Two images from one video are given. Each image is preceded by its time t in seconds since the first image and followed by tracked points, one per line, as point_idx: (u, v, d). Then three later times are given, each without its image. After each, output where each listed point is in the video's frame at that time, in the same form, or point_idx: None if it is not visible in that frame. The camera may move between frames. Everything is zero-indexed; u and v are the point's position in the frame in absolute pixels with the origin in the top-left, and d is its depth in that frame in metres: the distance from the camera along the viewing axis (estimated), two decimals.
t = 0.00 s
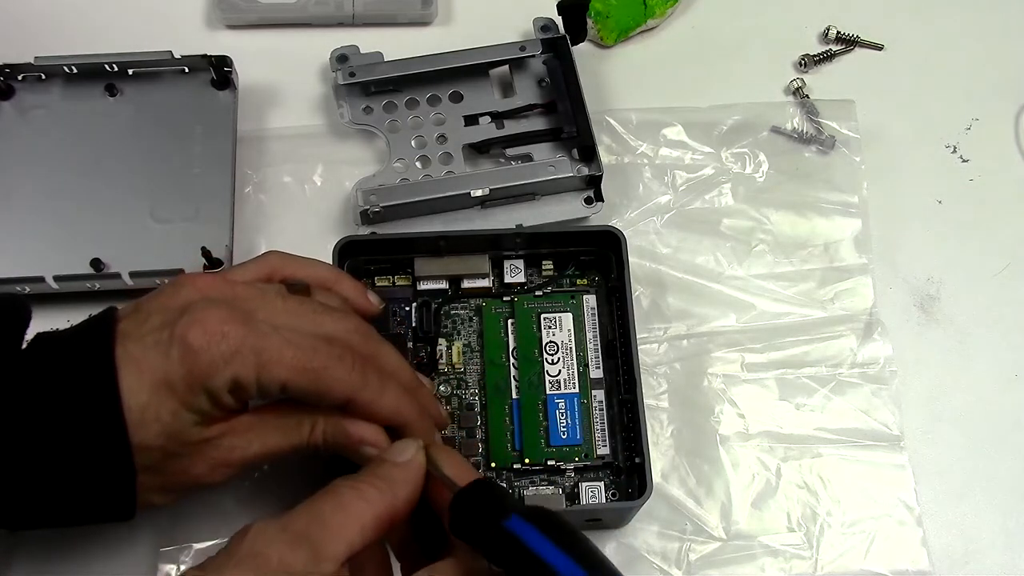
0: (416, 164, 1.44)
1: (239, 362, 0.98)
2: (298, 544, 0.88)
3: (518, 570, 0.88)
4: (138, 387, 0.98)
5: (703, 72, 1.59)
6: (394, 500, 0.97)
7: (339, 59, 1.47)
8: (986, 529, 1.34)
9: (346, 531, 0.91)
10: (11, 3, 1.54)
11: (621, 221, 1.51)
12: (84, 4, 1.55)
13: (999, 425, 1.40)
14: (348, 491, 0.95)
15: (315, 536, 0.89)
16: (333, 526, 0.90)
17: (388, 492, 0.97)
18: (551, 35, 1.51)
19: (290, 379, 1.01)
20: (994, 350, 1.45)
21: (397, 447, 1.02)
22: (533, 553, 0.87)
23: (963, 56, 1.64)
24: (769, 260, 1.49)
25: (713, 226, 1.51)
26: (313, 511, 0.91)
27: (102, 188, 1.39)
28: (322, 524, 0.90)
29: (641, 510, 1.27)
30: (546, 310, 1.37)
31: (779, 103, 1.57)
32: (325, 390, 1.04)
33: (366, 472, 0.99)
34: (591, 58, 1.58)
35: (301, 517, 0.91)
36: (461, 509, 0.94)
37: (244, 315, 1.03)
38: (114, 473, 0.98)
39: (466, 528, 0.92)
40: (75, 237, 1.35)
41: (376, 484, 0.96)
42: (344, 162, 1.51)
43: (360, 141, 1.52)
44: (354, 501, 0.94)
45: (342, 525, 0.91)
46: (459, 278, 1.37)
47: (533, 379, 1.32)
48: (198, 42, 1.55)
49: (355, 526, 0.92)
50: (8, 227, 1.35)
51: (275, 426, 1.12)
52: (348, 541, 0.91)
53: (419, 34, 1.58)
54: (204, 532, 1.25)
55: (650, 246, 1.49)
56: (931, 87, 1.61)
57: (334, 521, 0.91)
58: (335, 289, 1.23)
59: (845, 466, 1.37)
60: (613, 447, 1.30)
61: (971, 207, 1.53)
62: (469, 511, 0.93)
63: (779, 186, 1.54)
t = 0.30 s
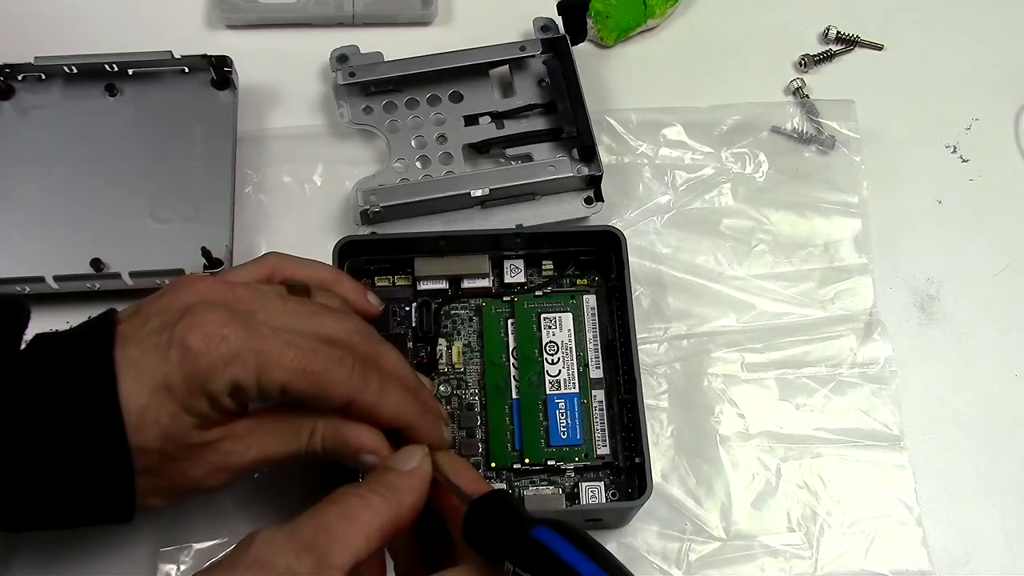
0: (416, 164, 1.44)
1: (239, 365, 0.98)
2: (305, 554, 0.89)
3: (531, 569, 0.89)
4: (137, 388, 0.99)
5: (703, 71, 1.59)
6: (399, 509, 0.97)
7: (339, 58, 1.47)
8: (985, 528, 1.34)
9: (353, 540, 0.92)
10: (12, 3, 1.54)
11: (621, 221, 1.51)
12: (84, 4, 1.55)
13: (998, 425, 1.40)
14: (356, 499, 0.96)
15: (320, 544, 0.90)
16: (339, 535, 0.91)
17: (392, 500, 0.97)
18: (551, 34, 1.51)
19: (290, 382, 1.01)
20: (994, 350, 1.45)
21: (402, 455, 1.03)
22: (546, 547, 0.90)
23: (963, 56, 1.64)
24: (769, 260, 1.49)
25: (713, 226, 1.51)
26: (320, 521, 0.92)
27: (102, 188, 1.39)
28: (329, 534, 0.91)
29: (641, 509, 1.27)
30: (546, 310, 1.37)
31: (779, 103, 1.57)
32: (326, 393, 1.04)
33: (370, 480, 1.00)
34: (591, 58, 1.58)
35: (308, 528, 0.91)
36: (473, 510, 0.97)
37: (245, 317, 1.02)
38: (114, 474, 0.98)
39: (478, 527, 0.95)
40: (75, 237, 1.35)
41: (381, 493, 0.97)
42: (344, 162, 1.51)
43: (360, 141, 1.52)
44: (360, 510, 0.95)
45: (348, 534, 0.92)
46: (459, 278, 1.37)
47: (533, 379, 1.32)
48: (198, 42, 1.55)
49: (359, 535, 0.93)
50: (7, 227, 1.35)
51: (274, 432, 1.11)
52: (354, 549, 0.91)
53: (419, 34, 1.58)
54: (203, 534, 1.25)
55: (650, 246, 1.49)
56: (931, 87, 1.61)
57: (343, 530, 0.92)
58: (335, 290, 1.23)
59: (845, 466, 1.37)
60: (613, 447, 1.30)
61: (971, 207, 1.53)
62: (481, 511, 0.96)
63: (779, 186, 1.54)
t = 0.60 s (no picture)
0: (416, 164, 1.44)
1: (239, 363, 0.98)
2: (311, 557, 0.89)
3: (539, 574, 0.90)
4: (137, 388, 0.98)
5: (703, 71, 1.59)
6: (402, 512, 0.98)
7: (339, 58, 1.47)
8: (985, 528, 1.35)
9: (360, 543, 0.93)
10: (11, 3, 1.54)
11: (621, 221, 1.51)
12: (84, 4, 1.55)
13: (998, 424, 1.40)
14: (360, 502, 0.97)
15: (327, 548, 0.91)
16: (346, 539, 0.92)
17: (398, 505, 0.98)
18: (551, 35, 1.51)
19: (291, 375, 1.01)
20: (994, 349, 1.45)
21: (407, 458, 1.04)
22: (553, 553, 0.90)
23: (963, 56, 1.64)
24: (769, 260, 1.49)
25: (713, 226, 1.51)
26: (327, 526, 0.93)
27: (102, 188, 1.39)
28: (336, 538, 0.92)
29: (641, 509, 1.27)
30: (546, 310, 1.36)
31: (779, 103, 1.57)
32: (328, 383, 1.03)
33: (375, 483, 1.01)
34: (591, 58, 1.58)
35: (315, 531, 0.92)
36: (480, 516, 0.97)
37: (243, 315, 1.01)
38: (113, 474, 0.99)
39: (486, 534, 0.96)
40: (75, 237, 1.35)
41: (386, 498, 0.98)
42: (344, 162, 1.51)
43: (360, 141, 1.52)
44: (366, 514, 0.95)
45: (354, 539, 0.92)
46: (459, 278, 1.37)
47: (533, 379, 1.32)
48: (198, 42, 1.55)
49: (364, 539, 0.93)
50: (7, 227, 1.35)
51: (274, 433, 1.11)
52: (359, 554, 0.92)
53: (419, 34, 1.58)
54: (203, 533, 1.25)
55: (650, 246, 1.49)
56: (931, 87, 1.61)
57: (349, 535, 0.93)
58: (335, 289, 1.23)
59: (845, 466, 1.37)
60: (613, 447, 1.30)
61: (971, 207, 1.53)
62: (486, 517, 0.96)
63: (779, 186, 1.54)
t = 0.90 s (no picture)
0: (416, 164, 1.44)
1: (234, 369, 1.00)
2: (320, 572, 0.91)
3: None
4: (130, 397, 0.99)
5: (703, 72, 1.59)
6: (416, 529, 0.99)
7: (339, 58, 1.47)
8: (985, 528, 1.35)
9: (370, 560, 0.94)
10: (12, 3, 1.54)
11: (621, 221, 1.51)
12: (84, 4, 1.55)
13: (998, 424, 1.40)
14: (372, 519, 0.98)
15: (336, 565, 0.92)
16: (356, 556, 0.93)
17: (411, 522, 0.99)
18: (551, 34, 1.51)
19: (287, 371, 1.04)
20: (994, 349, 1.45)
21: (420, 476, 1.05)
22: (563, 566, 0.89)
23: (963, 56, 1.64)
24: (769, 260, 1.49)
25: (713, 226, 1.51)
26: (339, 542, 0.94)
27: (101, 189, 1.39)
28: (347, 554, 0.93)
29: (641, 509, 1.27)
30: (546, 310, 1.36)
31: (779, 103, 1.57)
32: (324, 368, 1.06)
33: (388, 498, 1.02)
34: (591, 58, 1.58)
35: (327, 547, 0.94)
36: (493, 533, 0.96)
37: (237, 319, 1.03)
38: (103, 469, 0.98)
39: (499, 550, 0.95)
40: (75, 237, 1.35)
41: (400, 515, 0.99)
42: (344, 163, 1.51)
43: (360, 141, 1.52)
44: (378, 531, 0.96)
45: (364, 556, 0.94)
46: (459, 278, 1.37)
47: (533, 379, 1.32)
48: (198, 41, 1.55)
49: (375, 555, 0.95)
50: (7, 227, 1.35)
51: (263, 459, 1.08)
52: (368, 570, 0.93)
53: (419, 34, 1.58)
54: (203, 534, 1.25)
55: (650, 246, 1.49)
56: (931, 87, 1.61)
57: (358, 552, 0.94)
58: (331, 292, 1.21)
59: (845, 466, 1.37)
60: (613, 447, 1.30)
61: (971, 207, 1.53)
62: (499, 533, 0.96)
63: (779, 186, 1.54)
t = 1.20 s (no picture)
0: (416, 164, 1.44)
1: (217, 415, 1.00)
2: None
3: None
4: (108, 417, 0.98)
5: (703, 72, 1.59)
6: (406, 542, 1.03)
7: (339, 59, 1.47)
8: (985, 528, 1.35)
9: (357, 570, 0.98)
10: (12, 3, 1.54)
11: (621, 221, 1.51)
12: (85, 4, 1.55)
13: (998, 424, 1.40)
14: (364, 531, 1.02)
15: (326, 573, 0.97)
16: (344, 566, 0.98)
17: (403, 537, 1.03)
18: (551, 34, 1.51)
19: (268, 423, 1.05)
20: (994, 349, 1.45)
21: (415, 492, 1.09)
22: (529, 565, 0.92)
23: (963, 56, 1.64)
24: (769, 260, 1.49)
25: (713, 226, 1.51)
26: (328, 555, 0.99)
27: (101, 189, 1.39)
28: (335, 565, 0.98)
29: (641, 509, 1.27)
30: (546, 310, 1.36)
31: (779, 103, 1.57)
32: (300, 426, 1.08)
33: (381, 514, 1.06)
34: (591, 58, 1.58)
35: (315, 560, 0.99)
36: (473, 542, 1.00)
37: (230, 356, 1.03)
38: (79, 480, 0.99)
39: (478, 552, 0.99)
40: (75, 237, 1.36)
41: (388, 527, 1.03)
42: (344, 162, 1.51)
43: (360, 141, 1.52)
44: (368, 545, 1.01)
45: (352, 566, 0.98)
46: (459, 278, 1.37)
47: (532, 379, 1.32)
48: (198, 41, 1.55)
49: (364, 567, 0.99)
50: (7, 228, 1.35)
51: (214, 509, 1.09)
52: None
53: (419, 34, 1.58)
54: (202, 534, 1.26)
55: (650, 246, 1.49)
56: (931, 87, 1.61)
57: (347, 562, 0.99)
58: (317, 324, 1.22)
59: (845, 466, 1.37)
60: (613, 447, 1.30)
61: (971, 207, 1.53)
62: (478, 536, 0.99)
63: (779, 186, 1.54)
